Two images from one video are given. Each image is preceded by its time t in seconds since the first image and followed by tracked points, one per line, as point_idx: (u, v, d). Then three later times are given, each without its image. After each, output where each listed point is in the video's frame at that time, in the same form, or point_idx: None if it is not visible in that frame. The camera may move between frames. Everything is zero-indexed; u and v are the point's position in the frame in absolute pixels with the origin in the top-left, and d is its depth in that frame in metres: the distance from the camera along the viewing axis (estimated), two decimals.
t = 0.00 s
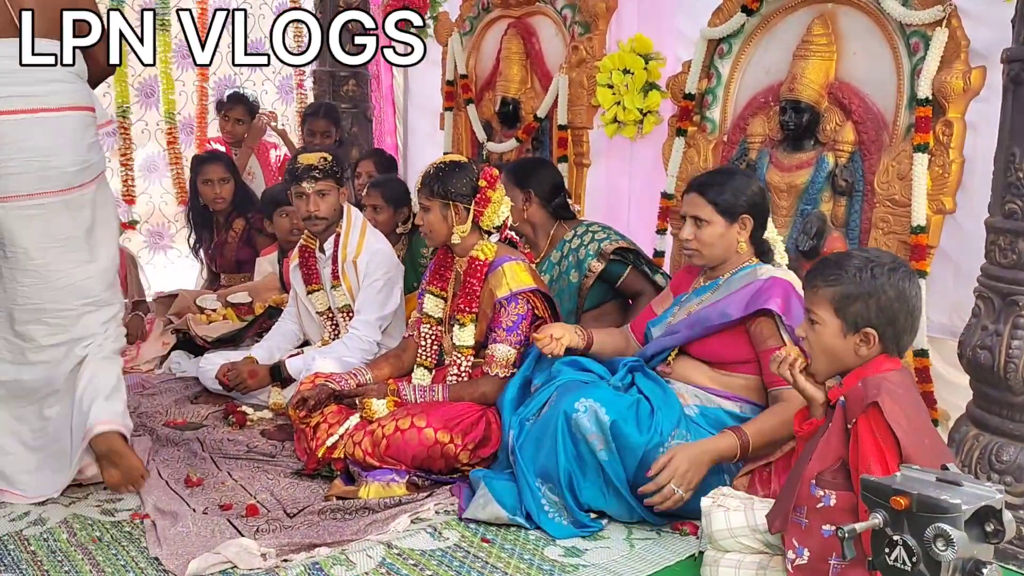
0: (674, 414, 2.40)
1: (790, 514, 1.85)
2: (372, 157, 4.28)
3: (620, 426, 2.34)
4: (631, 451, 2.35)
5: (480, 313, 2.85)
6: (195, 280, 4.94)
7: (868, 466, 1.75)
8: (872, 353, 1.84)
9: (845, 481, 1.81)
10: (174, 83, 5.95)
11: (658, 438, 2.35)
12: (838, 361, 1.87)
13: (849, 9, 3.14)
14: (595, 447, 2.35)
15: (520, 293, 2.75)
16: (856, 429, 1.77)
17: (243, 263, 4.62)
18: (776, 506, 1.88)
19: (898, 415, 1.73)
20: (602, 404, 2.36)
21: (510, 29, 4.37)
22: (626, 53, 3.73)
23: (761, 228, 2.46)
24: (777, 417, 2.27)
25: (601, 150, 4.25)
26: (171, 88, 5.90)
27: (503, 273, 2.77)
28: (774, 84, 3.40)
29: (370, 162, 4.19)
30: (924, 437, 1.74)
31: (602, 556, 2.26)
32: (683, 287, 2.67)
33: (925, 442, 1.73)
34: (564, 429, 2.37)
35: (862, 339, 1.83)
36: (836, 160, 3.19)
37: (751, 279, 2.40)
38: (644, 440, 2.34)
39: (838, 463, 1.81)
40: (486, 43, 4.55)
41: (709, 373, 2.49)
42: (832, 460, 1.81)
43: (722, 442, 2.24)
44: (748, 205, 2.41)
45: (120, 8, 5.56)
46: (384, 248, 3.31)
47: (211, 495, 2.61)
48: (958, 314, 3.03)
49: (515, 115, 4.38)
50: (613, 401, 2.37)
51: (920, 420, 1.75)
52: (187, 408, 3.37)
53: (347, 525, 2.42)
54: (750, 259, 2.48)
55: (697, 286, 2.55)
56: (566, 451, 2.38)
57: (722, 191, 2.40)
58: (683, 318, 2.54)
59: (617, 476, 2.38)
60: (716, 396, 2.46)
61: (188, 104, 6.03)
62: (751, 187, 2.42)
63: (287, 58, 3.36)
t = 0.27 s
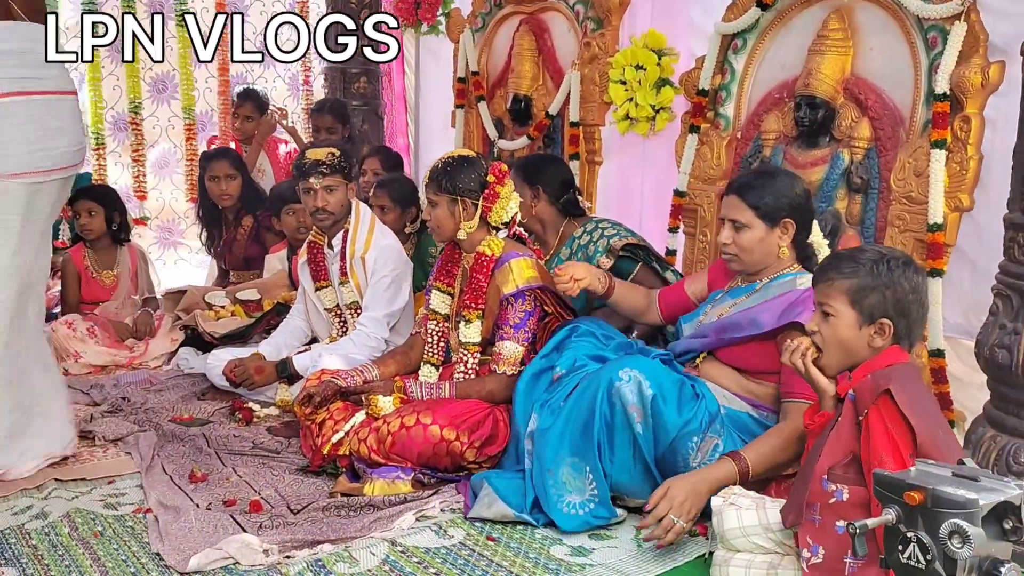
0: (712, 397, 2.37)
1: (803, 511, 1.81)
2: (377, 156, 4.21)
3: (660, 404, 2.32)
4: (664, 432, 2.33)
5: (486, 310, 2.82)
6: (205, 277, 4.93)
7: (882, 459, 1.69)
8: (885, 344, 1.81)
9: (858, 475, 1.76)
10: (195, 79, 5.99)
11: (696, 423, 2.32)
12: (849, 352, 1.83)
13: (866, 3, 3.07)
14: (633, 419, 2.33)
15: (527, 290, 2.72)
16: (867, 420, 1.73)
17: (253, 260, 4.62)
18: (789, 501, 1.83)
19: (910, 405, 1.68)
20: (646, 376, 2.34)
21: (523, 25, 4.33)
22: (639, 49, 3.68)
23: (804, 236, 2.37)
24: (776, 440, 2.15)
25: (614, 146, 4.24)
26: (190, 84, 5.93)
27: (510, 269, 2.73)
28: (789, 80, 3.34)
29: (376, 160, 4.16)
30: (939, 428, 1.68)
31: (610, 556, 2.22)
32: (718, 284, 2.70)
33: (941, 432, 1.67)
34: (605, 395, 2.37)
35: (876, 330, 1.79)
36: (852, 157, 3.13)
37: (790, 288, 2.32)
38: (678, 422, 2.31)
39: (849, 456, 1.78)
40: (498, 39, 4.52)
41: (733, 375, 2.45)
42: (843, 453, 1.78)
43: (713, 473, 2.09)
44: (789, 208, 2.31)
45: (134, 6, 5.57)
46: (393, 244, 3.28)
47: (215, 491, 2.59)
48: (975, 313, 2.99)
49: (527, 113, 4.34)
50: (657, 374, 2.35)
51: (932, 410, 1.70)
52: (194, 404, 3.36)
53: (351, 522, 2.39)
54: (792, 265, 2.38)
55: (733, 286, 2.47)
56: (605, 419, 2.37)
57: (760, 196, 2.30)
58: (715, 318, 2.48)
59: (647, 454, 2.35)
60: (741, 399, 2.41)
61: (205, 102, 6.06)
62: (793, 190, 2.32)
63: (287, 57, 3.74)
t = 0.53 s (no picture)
0: (719, 417, 2.32)
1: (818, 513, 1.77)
2: (387, 154, 4.20)
3: (664, 428, 2.26)
4: (671, 455, 2.28)
5: (497, 308, 2.80)
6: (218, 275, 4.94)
7: (899, 464, 1.66)
8: (900, 345, 1.80)
9: (875, 477, 1.72)
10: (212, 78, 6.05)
11: (702, 445, 2.26)
12: (862, 351, 1.82)
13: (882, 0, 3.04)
14: (636, 444, 2.28)
15: (537, 289, 2.70)
16: (885, 423, 1.70)
17: (264, 260, 4.60)
18: (804, 504, 1.81)
19: (930, 410, 1.66)
20: (650, 400, 2.28)
21: (536, 23, 4.31)
22: (652, 46, 3.65)
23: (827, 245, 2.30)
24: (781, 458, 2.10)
25: (627, 145, 4.21)
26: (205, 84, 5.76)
27: (522, 268, 2.72)
28: (804, 77, 3.30)
29: (383, 159, 4.15)
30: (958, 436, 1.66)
31: (620, 557, 2.20)
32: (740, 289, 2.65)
33: (956, 436, 1.65)
34: (608, 420, 2.31)
35: (889, 331, 1.78)
36: (868, 155, 3.10)
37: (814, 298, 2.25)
38: (685, 446, 2.26)
39: (869, 458, 1.74)
40: (512, 37, 4.50)
41: (749, 386, 2.39)
42: (861, 454, 1.75)
43: (709, 515, 2.06)
44: (808, 215, 2.26)
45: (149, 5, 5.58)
46: (404, 242, 3.28)
47: (225, 488, 2.59)
48: (992, 314, 2.96)
49: (540, 111, 4.33)
50: (661, 397, 2.30)
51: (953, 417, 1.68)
52: (206, 401, 3.37)
53: (361, 520, 2.38)
54: (815, 274, 2.31)
55: (755, 292, 2.41)
56: (608, 441, 2.32)
57: (782, 203, 2.26)
58: (734, 324, 2.43)
59: (653, 476, 2.31)
60: (756, 414, 2.36)
61: (219, 100, 6.11)
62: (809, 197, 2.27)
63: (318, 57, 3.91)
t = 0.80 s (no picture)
0: (722, 434, 2.29)
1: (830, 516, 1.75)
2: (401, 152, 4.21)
3: (661, 452, 2.24)
4: (671, 476, 2.26)
5: (511, 307, 2.79)
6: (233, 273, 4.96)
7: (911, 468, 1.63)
8: (914, 352, 1.75)
9: (889, 482, 1.69)
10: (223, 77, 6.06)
11: (702, 464, 2.25)
12: (877, 356, 1.79)
13: None
14: (633, 469, 2.27)
15: (552, 288, 2.69)
16: (898, 427, 1.67)
17: (281, 256, 4.66)
18: (816, 510, 1.79)
19: (943, 414, 1.62)
20: (645, 425, 2.26)
21: (552, 21, 4.29)
22: (669, 43, 3.62)
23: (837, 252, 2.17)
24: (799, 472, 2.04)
25: (643, 143, 4.19)
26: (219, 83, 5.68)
27: (535, 267, 2.71)
28: (822, 74, 3.27)
29: (397, 157, 4.13)
30: (972, 440, 1.62)
31: (635, 558, 2.19)
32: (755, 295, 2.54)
33: (970, 442, 1.62)
34: (604, 444, 2.30)
35: (901, 337, 1.74)
36: (886, 153, 3.06)
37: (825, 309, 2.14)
38: (684, 468, 2.25)
39: (883, 462, 1.71)
40: (527, 35, 4.48)
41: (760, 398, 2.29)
42: (876, 458, 1.72)
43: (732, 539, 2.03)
44: (819, 221, 2.14)
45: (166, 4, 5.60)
46: (418, 240, 3.27)
47: (240, 486, 2.59)
48: (1013, 314, 2.93)
49: (555, 109, 4.31)
50: (657, 421, 2.27)
51: (968, 420, 1.64)
52: (221, 399, 3.38)
53: (375, 518, 2.38)
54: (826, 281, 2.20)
55: (767, 297, 2.31)
56: (607, 463, 2.31)
57: (792, 207, 2.14)
58: (744, 331, 2.33)
59: (654, 497, 2.30)
60: (766, 427, 2.28)
61: (235, 99, 6.14)
62: (824, 204, 2.14)
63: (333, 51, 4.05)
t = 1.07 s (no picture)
0: (729, 441, 2.28)
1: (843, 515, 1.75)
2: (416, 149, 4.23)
3: (669, 465, 2.23)
4: (678, 487, 2.26)
5: (526, 303, 2.80)
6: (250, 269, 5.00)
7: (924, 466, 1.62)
8: (926, 352, 1.75)
9: (902, 480, 1.69)
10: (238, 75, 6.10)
11: (711, 472, 2.24)
12: (888, 357, 1.79)
13: None
14: (640, 482, 2.26)
15: (566, 285, 2.71)
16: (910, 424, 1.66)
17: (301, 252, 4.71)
18: (829, 510, 1.80)
19: (954, 410, 1.62)
20: (650, 439, 2.25)
21: (567, 17, 4.30)
22: (684, 39, 3.62)
23: (834, 249, 2.20)
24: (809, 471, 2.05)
25: (658, 140, 4.19)
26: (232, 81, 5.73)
27: (550, 264, 2.71)
28: (839, 70, 3.25)
29: (412, 154, 4.15)
30: (984, 437, 1.62)
31: (649, 553, 2.19)
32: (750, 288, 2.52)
33: (984, 439, 1.61)
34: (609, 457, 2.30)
35: (913, 338, 1.74)
36: (903, 149, 3.05)
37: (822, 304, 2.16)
38: (691, 479, 2.24)
39: (896, 460, 1.71)
40: (542, 32, 4.49)
41: (766, 399, 2.30)
42: (888, 456, 1.72)
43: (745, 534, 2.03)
44: (817, 219, 2.15)
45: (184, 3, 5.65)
46: (433, 237, 3.28)
47: (257, 479, 2.62)
48: None
49: (570, 106, 4.31)
50: (662, 436, 2.26)
51: (980, 417, 1.64)
52: (238, 394, 3.42)
53: (391, 511, 2.40)
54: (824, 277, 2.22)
55: (763, 297, 2.34)
56: (613, 475, 2.32)
57: (789, 203, 2.14)
58: (744, 332, 2.35)
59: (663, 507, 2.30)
60: (775, 427, 2.29)
61: (252, 96, 6.18)
62: (823, 201, 2.15)
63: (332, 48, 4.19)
